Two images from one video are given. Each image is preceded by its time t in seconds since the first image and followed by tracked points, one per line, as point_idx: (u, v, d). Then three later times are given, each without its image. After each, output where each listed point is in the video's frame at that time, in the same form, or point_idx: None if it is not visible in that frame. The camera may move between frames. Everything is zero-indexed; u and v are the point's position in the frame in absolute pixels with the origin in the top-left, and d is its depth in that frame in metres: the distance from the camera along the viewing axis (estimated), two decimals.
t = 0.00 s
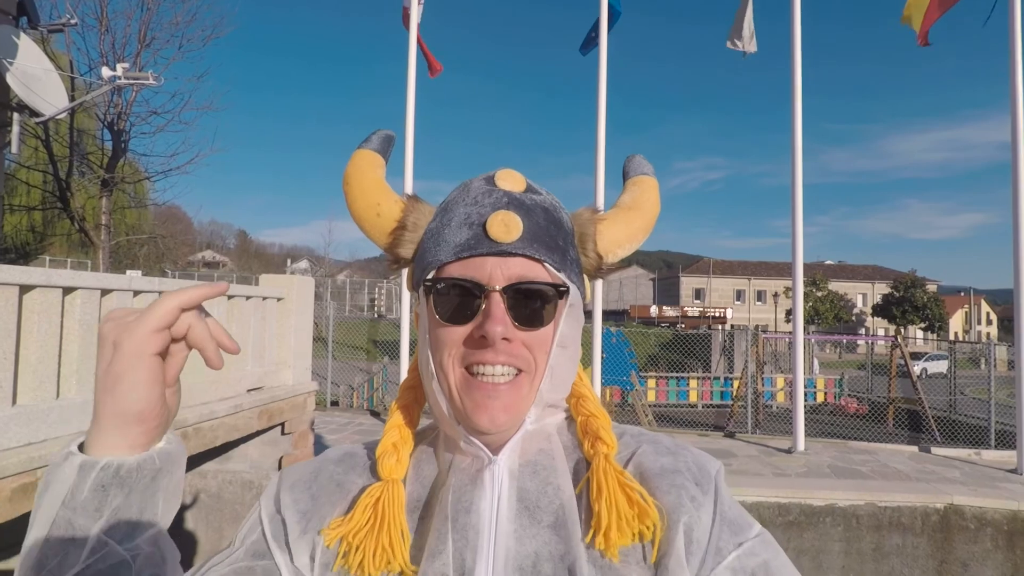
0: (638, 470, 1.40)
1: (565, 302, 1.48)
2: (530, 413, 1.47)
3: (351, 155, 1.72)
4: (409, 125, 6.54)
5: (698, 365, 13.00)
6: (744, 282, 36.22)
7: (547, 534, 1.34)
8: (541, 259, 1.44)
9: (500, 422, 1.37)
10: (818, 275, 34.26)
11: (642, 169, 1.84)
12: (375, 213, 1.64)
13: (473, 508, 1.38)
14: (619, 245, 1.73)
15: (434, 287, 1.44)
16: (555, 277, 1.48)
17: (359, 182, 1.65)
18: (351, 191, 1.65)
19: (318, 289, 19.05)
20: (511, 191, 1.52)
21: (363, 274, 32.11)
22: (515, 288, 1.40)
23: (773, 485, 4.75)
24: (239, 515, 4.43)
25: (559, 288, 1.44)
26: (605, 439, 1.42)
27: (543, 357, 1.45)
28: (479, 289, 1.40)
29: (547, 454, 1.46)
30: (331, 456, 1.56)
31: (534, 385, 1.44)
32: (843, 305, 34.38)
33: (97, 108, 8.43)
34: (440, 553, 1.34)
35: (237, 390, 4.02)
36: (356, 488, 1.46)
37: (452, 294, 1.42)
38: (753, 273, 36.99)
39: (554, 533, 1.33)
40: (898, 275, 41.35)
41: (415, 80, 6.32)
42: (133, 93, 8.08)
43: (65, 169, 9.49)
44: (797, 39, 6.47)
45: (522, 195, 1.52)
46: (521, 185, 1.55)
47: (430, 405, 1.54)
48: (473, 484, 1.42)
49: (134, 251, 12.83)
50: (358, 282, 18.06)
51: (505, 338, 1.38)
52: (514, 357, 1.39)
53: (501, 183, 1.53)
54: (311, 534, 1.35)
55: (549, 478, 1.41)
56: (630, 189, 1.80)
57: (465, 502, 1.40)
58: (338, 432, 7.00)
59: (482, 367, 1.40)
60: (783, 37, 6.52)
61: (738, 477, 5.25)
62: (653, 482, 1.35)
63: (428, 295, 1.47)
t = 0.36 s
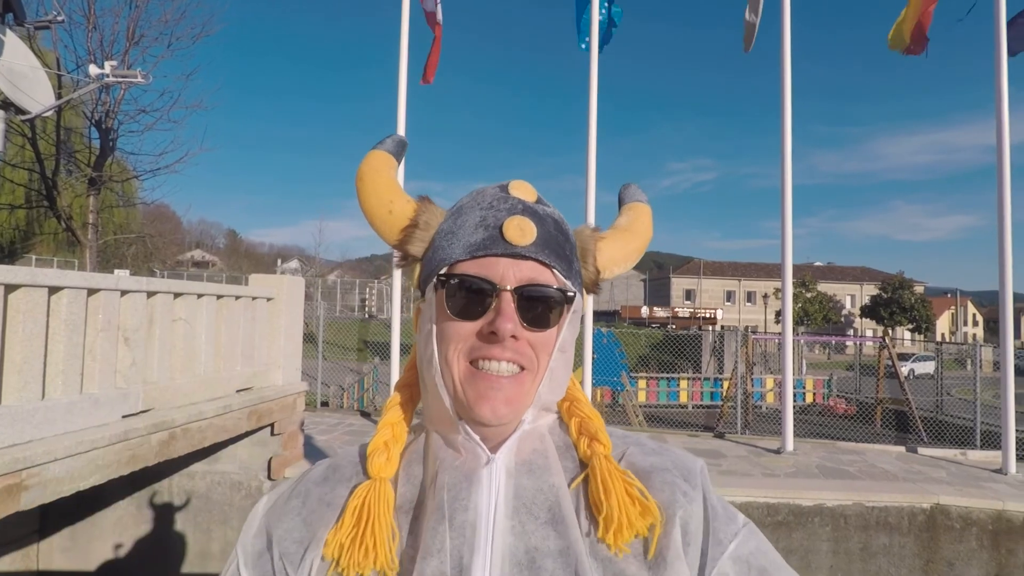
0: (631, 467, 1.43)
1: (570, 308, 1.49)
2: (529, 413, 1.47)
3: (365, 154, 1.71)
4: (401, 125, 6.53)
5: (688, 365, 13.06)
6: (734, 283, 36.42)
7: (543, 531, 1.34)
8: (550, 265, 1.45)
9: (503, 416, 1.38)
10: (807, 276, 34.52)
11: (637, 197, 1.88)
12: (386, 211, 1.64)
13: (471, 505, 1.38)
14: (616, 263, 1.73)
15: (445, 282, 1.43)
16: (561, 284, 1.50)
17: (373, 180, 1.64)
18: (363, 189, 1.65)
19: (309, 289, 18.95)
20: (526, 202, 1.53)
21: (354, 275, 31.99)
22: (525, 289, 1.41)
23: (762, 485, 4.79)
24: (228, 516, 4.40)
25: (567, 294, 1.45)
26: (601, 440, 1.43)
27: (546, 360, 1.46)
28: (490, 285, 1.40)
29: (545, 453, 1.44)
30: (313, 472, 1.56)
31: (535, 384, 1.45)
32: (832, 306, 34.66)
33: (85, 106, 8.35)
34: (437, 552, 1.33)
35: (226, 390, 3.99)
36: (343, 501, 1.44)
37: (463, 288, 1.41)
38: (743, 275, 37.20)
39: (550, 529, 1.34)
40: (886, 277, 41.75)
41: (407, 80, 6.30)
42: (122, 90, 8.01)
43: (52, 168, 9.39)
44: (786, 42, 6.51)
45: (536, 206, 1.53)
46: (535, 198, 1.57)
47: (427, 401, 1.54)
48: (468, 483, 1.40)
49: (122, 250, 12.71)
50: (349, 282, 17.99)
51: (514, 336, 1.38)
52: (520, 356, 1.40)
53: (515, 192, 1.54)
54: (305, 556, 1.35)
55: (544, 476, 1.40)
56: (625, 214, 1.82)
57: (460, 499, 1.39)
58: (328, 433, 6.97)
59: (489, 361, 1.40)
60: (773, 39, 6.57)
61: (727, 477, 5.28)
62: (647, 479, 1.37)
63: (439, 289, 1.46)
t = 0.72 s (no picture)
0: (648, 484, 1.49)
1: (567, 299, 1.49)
2: (525, 419, 1.46)
3: (331, 141, 1.70)
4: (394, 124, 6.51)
5: (682, 364, 13.11)
6: (727, 283, 36.56)
7: (545, 546, 1.33)
8: (541, 252, 1.45)
9: (492, 418, 1.37)
10: (800, 275, 34.69)
11: (634, 175, 1.88)
12: (358, 200, 1.62)
13: (469, 520, 1.32)
14: (614, 247, 1.73)
15: (426, 277, 1.42)
16: (555, 272, 1.49)
17: (341, 169, 1.63)
18: (332, 179, 1.63)
19: (302, 289, 18.89)
20: (511, 183, 1.53)
21: (347, 274, 31.89)
22: (514, 281, 1.40)
23: (755, 484, 4.81)
24: (221, 516, 4.38)
25: (562, 284, 1.44)
26: (619, 452, 1.48)
27: (541, 356, 1.45)
28: (476, 279, 1.38)
29: (550, 463, 1.45)
30: (277, 496, 1.55)
31: (531, 383, 1.44)
32: (824, 305, 34.86)
33: (74, 104, 8.28)
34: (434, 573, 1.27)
35: (218, 390, 3.97)
36: (303, 529, 1.42)
37: (448, 284, 1.40)
38: (737, 274, 37.36)
39: (554, 543, 1.33)
40: (877, 276, 42.03)
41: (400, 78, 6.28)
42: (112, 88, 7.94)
43: (42, 166, 9.31)
44: (779, 41, 6.54)
45: (521, 187, 1.53)
46: (520, 179, 1.57)
47: (413, 406, 1.52)
48: (464, 497, 1.37)
49: (113, 250, 12.62)
50: (342, 282, 17.95)
51: (503, 334, 1.37)
52: (512, 355, 1.38)
53: (499, 173, 1.54)
54: None
55: (550, 486, 1.41)
56: (622, 193, 1.83)
57: (457, 514, 1.34)
58: (321, 433, 6.95)
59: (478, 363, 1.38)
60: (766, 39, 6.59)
61: (721, 476, 5.30)
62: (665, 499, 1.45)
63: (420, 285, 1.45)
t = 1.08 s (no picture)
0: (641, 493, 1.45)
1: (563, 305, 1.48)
2: (517, 421, 1.46)
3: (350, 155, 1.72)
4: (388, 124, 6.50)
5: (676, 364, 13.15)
6: (722, 282, 36.66)
7: (526, 546, 1.33)
8: (540, 259, 1.45)
9: (487, 421, 1.37)
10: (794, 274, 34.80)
11: (638, 193, 1.89)
12: (371, 207, 1.63)
13: (452, 514, 1.35)
14: (614, 260, 1.73)
15: (429, 279, 1.43)
16: (553, 279, 1.49)
17: (358, 179, 1.65)
18: (348, 188, 1.65)
19: (296, 289, 18.86)
20: (514, 192, 1.54)
21: (342, 274, 31.82)
22: (512, 285, 1.40)
23: (748, 483, 4.83)
24: (215, 518, 4.38)
25: (558, 290, 1.44)
26: (610, 457, 1.47)
27: (536, 361, 1.45)
28: (475, 282, 1.39)
29: (541, 463, 1.45)
30: (299, 476, 1.60)
31: (526, 388, 1.44)
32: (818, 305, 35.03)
33: (67, 104, 8.23)
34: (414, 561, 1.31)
35: (211, 391, 3.96)
36: (314, 508, 1.46)
37: (449, 286, 1.41)
38: (731, 273, 37.47)
39: (531, 546, 1.33)
40: (871, 275, 42.20)
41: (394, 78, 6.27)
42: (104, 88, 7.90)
43: (33, 166, 9.26)
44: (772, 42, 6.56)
45: (525, 197, 1.54)
46: (524, 189, 1.57)
47: (413, 407, 1.54)
48: (452, 491, 1.40)
49: (106, 249, 12.56)
50: (337, 281, 17.91)
51: (500, 335, 1.37)
52: (508, 358, 1.38)
53: (504, 183, 1.55)
54: (276, 563, 1.41)
55: (530, 488, 1.41)
56: (624, 209, 1.83)
57: (442, 509, 1.38)
58: (315, 434, 6.94)
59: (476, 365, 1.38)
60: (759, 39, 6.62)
61: (715, 475, 5.32)
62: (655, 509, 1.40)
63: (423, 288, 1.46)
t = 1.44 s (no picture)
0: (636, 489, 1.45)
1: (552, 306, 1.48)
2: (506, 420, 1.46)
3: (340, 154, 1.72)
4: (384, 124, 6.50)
5: (672, 364, 13.18)
6: (717, 283, 36.78)
7: (512, 545, 1.34)
8: (527, 260, 1.45)
9: (475, 424, 1.37)
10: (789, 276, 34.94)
11: (634, 181, 1.85)
12: (362, 207, 1.63)
13: (443, 511, 1.37)
14: (607, 253, 1.73)
15: (417, 283, 1.43)
16: (541, 279, 1.49)
17: (348, 179, 1.65)
18: (339, 187, 1.65)
19: (291, 289, 18.82)
20: (502, 192, 1.53)
21: (337, 274, 31.77)
22: (499, 287, 1.40)
23: (743, 483, 4.85)
24: (209, 518, 4.37)
25: (546, 291, 1.43)
26: (605, 453, 1.47)
27: (524, 362, 1.45)
28: (463, 286, 1.39)
29: (532, 461, 1.45)
30: (299, 471, 1.61)
31: (514, 390, 1.44)
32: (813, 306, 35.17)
33: (61, 102, 8.20)
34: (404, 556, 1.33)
35: (206, 390, 3.95)
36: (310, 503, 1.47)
37: (438, 291, 1.41)
38: (726, 274, 37.59)
39: (519, 544, 1.33)
40: (865, 276, 42.40)
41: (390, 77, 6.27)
42: (98, 86, 7.88)
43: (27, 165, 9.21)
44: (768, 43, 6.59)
45: (513, 196, 1.53)
46: (512, 187, 1.56)
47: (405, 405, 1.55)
48: (444, 487, 1.41)
49: (100, 248, 12.51)
50: (333, 281, 17.89)
51: (487, 340, 1.37)
52: (495, 362, 1.38)
53: (491, 183, 1.54)
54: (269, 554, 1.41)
55: (521, 486, 1.41)
56: (620, 200, 1.81)
57: (435, 505, 1.39)
58: (310, 433, 6.92)
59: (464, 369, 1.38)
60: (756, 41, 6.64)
61: (709, 475, 5.35)
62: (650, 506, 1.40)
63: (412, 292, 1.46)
